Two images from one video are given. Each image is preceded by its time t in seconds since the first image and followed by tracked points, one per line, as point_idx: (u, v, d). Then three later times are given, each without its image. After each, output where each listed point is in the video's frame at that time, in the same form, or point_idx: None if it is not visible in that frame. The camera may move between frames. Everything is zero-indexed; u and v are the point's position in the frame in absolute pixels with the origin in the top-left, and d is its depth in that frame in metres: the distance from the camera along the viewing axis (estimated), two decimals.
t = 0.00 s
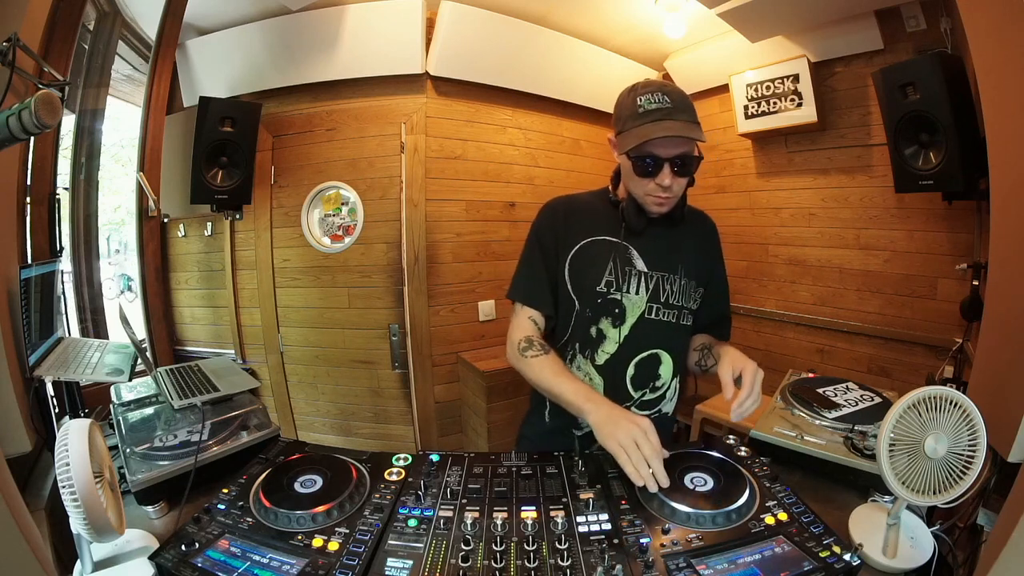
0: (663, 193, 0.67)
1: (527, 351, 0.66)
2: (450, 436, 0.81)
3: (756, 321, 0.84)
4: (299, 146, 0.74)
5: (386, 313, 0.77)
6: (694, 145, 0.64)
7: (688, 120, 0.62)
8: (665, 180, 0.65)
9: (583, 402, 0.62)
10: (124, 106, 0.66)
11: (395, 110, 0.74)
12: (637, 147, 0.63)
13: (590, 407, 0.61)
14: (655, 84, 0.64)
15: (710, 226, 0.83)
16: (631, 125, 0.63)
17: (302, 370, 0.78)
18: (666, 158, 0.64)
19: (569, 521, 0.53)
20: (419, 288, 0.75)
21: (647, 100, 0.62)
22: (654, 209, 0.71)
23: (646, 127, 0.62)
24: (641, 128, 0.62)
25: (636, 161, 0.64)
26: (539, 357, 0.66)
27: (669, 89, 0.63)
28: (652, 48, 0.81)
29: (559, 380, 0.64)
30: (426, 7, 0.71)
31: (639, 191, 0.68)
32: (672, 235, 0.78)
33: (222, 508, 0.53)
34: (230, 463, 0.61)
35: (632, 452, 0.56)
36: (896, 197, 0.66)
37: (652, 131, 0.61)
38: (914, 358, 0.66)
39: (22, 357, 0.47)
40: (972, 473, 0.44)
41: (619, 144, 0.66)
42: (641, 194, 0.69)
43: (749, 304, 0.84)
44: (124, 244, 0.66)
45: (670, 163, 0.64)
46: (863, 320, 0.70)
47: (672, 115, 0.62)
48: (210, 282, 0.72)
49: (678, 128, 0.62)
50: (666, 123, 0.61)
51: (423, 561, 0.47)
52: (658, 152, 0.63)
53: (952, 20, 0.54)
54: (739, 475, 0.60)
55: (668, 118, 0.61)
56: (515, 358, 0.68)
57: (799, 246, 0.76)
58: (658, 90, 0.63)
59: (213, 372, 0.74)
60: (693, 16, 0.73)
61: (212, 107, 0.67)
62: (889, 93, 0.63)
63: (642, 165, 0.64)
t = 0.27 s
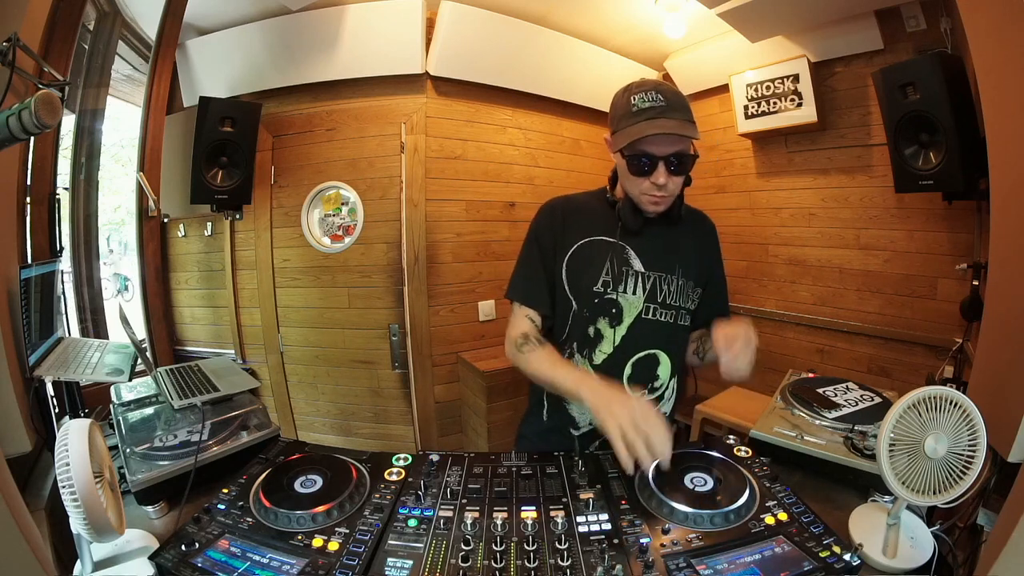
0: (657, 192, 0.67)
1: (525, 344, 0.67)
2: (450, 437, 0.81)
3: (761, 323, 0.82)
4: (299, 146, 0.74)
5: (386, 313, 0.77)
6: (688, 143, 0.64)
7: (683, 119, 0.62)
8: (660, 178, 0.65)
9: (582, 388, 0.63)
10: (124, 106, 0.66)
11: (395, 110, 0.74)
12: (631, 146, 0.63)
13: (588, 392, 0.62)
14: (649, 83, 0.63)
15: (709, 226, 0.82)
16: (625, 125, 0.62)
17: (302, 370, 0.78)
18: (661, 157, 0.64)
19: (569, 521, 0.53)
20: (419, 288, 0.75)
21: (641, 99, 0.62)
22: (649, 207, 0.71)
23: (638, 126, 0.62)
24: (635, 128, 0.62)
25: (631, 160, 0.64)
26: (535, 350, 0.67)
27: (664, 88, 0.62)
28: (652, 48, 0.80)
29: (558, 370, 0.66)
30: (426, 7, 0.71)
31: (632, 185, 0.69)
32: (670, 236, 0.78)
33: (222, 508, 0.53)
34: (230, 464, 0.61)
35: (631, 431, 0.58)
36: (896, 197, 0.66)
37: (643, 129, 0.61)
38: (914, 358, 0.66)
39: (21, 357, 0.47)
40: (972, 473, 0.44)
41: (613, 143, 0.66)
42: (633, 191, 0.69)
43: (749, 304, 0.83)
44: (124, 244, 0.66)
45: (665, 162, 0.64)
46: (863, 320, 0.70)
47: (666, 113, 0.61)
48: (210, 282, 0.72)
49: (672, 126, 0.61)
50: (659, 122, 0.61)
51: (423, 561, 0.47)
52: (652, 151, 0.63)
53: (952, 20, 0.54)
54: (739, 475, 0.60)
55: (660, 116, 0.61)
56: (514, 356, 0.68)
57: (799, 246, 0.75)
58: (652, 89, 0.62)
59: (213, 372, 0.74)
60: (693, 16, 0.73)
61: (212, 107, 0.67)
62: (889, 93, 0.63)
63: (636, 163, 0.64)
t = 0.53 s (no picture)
0: (647, 186, 0.67)
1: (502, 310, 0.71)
2: (450, 437, 0.80)
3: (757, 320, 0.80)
4: (299, 146, 0.73)
5: (386, 313, 0.77)
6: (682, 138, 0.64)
7: (681, 112, 0.62)
8: (650, 170, 0.66)
9: (563, 272, 0.68)
10: (123, 106, 0.66)
11: (395, 110, 0.74)
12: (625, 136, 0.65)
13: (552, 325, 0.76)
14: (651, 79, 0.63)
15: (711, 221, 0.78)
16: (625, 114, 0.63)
17: (302, 370, 0.77)
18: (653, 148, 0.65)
19: (569, 521, 0.53)
20: (419, 288, 0.75)
21: (641, 91, 0.62)
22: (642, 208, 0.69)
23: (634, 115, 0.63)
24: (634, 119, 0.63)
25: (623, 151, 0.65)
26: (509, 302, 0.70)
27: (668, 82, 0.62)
28: (652, 48, 0.80)
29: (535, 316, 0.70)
30: (426, 7, 0.70)
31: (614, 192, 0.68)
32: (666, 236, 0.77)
33: (222, 507, 0.53)
34: (230, 463, 0.62)
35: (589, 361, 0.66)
36: (896, 197, 0.66)
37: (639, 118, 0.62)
38: (913, 358, 0.65)
39: (22, 357, 0.47)
40: (972, 473, 0.45)
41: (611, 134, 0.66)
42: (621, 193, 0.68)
43: (749, 303, 0.80)
44: (124, 244, 0.66)
45: (658, 155, 0.65)
46: (863, 319, 0.69)
47: (663, 105, 0.62)
48: (210, 282, 0.71)
49: (667, 118, 0.62)
50: (654, 113, 0.62)
51: (423, 561, 0.48)
52: (645, 142, 0.65)
53: (952, 20, 0.54)
54: (739, 475, 0.60)
55: (657, 107, 0.61)
56: (501, 342, 0.74)
57: (799, 246, 0.74)
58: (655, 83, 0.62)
59: (213, 372, 0.74)
60: (693, 16, 0.73)
61: (212, 108, 0.67)
62: (888, 93, 0.63)
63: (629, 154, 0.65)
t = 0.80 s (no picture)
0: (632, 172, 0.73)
1: (486, 292, 0.74)
2: (450, 437, 0.78)
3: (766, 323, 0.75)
4: (299, 146, 0.72)
5: (386, 313, 0.76)
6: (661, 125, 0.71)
7: (659, 100, 0.70)
8: (633, 158, 0.72)
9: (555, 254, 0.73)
10: (124, 106, 0.67)
11: (395, 110, 0.73)
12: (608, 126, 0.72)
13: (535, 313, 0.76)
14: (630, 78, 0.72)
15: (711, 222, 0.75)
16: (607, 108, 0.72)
17: (302, 370, 0.76)
18: (634, 136, 0.71)
19: (569, 521, 0.53)
20: (419, 288, 0.75)
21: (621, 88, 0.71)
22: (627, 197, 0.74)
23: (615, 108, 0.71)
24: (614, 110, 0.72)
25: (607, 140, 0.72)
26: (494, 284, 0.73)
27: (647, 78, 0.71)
28: (652, 48, 0.75)
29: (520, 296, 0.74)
30: (426, 7, 0.70)
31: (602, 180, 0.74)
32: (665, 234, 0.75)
33: (222, 508, 0.53)
34: (230, 463, 0.62)
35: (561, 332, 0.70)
36: (896, 197, 0.66)
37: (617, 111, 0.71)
38: (913, 358, 0.65)
39: (22, 357, 0.47)
40: (972, 473, 0.46)
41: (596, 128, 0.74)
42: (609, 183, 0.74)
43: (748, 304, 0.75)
44: (124, 244, 0.67)
45: (638, 140, 0.71)
46: (864, 319, 0.68)
47: (641, 95, 0.70)
48: (210, 282, 0.71)
49: (647, 106, 0.70)
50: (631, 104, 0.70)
51: (423, 561, 0.48)
52: (626, 130, 0.72)
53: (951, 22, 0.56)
54: (739, 475, 0.60)
55: (637, 96, 0.70)
56: (485, 327, 0.74)
57: (800, 246, 0.72)
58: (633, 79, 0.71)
59: (213, 372, 0.74)
60: (693, 16, 0.72)
61: (212, 108, 0.67)
62: (889, 93, 0.63)
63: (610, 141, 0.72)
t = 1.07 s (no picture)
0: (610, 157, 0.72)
1: (483, 291, 0.74)
2: (449, 436, 0.78)
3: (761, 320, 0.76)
4: (299, 146, 0.72)
5: (386, 313, 0.76)
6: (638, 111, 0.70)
7: (640, 89, 0.69)
8: (611, 142, 0.71)
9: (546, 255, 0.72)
10: (124, 106, 0.67)
11: (395, 110, 0.73)
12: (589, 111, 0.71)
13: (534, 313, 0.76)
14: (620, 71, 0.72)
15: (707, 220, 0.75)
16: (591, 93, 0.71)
17: (302, 371, 0.76)
18: (613, 121, 0.70)
19: (569, 521, 0.53)
20: (419, 288, 0.75)
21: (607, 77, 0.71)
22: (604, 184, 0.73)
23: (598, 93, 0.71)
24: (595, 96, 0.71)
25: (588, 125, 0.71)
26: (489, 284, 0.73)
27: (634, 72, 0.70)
28: (652, 48, 0.76)
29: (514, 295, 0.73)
30: (426, 7, 0.70)
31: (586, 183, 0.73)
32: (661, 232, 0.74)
33: (222, 508, 0.53)
34: (230, 463, 0.62)
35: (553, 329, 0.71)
36: (896, 197, 0.66)
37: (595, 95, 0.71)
38: (914, 358, 0.65)
39: (22, 357, 0.47)
40: (972, 473, 0.46)
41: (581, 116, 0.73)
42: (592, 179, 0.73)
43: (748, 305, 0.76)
44: (124, 244, 0.67)
45: (618, 126, 0.70)
46: (863, 319, 0.68)
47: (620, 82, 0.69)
48: (210, 282, 0.71)
49: (625, 93, 0.69)
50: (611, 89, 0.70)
51: (423, 561, 0.48)
52: (605, 115, 0.71)
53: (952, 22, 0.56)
54: (739, 475, 0.60)
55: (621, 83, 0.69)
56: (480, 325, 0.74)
57: (800, 246, 0.72)
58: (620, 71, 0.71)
59: (212, 372, 0.74)
60: (693, 16, 0.73)
61: (212, 108, 0.67)
62: (889, 93, 0.63)
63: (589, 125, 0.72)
